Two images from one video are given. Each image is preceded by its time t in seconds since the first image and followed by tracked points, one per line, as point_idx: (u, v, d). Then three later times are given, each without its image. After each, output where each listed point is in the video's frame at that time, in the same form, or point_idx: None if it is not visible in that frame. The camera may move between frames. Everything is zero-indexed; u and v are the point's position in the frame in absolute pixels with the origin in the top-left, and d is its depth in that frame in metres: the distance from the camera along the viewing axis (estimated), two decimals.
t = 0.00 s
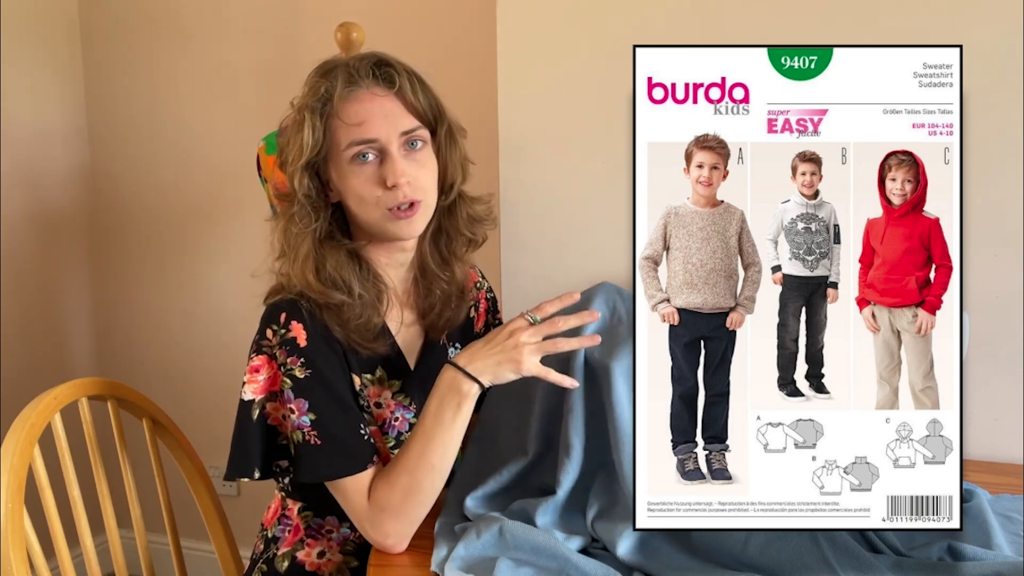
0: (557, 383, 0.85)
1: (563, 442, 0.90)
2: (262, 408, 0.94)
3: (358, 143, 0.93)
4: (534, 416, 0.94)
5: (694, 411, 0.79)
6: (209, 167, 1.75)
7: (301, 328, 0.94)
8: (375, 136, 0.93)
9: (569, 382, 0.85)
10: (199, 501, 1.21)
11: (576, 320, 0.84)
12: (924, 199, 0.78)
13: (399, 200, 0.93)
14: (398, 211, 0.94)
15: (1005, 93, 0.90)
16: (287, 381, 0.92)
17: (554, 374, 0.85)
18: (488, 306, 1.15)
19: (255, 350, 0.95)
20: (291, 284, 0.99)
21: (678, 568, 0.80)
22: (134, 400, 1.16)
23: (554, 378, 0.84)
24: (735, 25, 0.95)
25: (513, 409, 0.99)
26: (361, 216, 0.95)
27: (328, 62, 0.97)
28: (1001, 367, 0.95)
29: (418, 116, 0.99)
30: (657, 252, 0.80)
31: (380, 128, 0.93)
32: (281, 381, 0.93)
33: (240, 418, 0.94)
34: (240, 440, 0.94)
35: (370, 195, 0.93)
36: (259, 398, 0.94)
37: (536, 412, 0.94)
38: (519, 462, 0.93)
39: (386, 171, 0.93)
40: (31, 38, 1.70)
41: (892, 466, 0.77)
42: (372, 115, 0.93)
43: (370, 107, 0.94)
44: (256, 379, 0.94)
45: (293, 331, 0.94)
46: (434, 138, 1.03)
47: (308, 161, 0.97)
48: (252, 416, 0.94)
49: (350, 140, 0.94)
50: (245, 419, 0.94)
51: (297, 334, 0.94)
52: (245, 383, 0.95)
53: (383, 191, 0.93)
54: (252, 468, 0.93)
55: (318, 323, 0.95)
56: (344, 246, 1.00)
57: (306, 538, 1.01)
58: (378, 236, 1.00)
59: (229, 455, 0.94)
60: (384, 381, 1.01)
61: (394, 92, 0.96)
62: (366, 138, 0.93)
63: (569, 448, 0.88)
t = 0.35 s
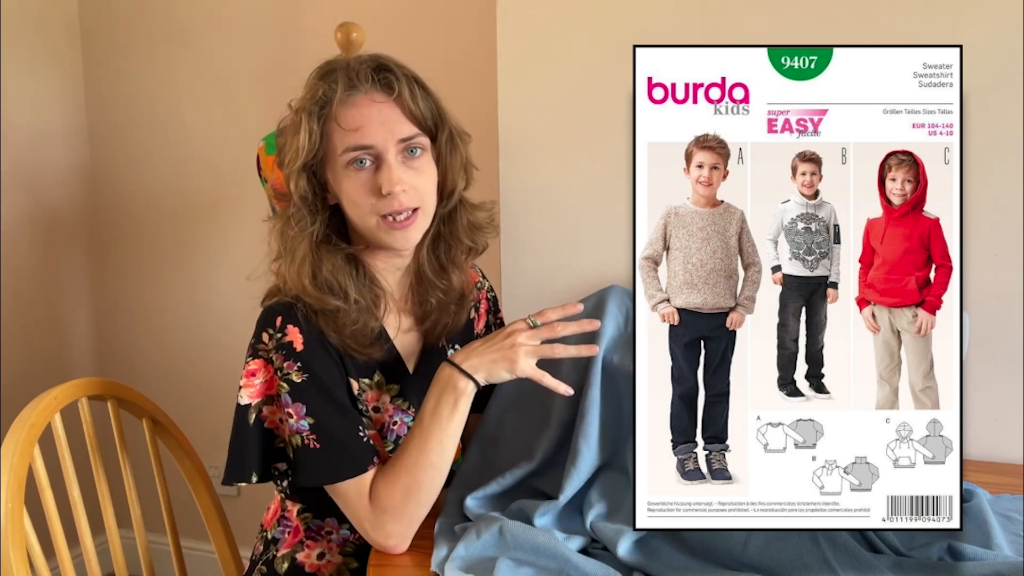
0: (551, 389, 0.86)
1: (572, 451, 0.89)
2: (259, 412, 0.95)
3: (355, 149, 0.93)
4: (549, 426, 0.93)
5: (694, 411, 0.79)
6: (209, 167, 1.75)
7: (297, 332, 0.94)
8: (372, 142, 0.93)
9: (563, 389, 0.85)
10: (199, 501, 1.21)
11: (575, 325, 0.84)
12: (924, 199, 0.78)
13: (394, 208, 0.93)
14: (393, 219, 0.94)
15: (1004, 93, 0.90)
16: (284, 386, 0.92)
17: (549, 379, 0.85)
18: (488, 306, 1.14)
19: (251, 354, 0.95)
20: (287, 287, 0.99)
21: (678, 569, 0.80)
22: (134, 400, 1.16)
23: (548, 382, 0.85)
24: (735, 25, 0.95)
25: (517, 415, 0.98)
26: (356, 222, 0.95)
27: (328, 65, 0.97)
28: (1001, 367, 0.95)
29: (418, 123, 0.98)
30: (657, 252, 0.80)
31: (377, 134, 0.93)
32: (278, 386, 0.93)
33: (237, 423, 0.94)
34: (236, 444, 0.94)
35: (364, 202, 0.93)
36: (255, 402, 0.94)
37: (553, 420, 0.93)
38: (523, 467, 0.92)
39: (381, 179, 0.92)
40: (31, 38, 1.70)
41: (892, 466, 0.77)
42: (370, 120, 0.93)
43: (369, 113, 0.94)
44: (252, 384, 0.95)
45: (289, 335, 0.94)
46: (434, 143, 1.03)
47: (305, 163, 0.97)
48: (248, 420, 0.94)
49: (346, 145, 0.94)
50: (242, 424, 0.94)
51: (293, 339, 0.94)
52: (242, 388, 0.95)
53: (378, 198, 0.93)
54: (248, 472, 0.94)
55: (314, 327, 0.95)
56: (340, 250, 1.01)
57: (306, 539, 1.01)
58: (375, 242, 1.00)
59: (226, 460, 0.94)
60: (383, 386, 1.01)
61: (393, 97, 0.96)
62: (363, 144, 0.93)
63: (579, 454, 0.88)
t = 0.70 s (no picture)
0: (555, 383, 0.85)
1: (569, 455, 0.89)
2: (259, 414, 0.95)
3: (393, 150, 0.90)
4: (548, 428, 0.93)
5: (694, 411, 0.79)
6: (209, 167, 1.74)
7: (297, 333, 0.94)
8: (411, 144, 0.91)
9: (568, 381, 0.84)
10: (199, 501, 1.21)
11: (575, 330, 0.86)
12: (924, 199, 0.78)
13: (429, 210, 0.93)
14: (426, 219, 0.93)
15: (1004, 93, 0.90)
16: (285, 387, 0.92)
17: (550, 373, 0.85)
18: (488, 306, 1.14)
19: (251, 354, 0.96)
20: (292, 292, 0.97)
21: (678, 568, 0.80)
22: (134, 400, 1.16)
23: (551, 376, 0.84)
24: (734, 25, 0.95)
25: (518, 416, 0.98)
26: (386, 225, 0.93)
27: (354, 63, 0.94)
28: (1001, 368, 0.95)
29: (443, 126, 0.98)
30: (657, 252, 0.80)
31: (414, 135, 0.91)
32: (278, 387, 0.93)
33: (236, 424, 0.94)
34: (235, 446, 0.94)
35: (398, 205, 0.92)
36: (255, 403, 0.95)
37: (551, 421, 0.93)
38: (523, 469, 0.92)
39: (420, 182, 0.91)
40: (31, 38, 1.70)
41: (891, 466, 0.77)
42: (410, 121, 0.91)
43: (407, 114, 0.91)
44: (252, 385, 0.95)
45: (290, 335, 0.94)
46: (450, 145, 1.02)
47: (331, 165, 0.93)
48: (248, 421, 0.94)
49: (384, 147, 0.91)
50: (241, 424, 0.94)
51: (294, 339, 0.94)
52: (242, 389, 0.95)
53: (413, 200, 0.92)
54: (247, 474, 0.94)
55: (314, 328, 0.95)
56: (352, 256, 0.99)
57: (305, 541, 1.01)
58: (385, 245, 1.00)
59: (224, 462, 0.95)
60: (383, 386, 1.01)
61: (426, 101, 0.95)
62: (404, 145, 0.90)
63: (576, 458, 0.88)
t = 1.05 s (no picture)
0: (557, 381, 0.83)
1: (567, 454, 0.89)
2: (262, 412, 0.95)
3: (453, 150, 0.91)
4: (548, 425, 0.93)
5: (694, 411, 0.79)
6: (209, 167, 1.74)
7: (302, 332, 0.94)
8: (465, 144, 0.92)
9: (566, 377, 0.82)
10: (199, 502, 1.21)
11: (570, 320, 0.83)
12: (924, 199, 0.78)
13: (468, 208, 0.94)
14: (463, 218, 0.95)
15: (1004, 93, 0.90)
16: (288, 385, 0.92)
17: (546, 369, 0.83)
18: (489, 306, 1.13)
19: (255, 352, 0.95)
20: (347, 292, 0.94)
21: (678, 569, 0.80)
22: (134, 400, 1.16)
23: (548, 373, 0.83)
24: (734, 26, 0.95)
25: (519, 413, 0.99)
26: (434, 224, 0.92)
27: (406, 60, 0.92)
28: (1001, 368, 0.95)
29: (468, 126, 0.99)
30: (657, 252, 0.80)
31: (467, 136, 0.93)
32: (282, 385, 0.93)
33: (240, 422, 0.94)
34: (239, 444, 0.94)
35: (454, 205, 0.92)
36: (259, 402, 0.94)
37: (549, 419, 0.94)
38: (522, 467, 0.92)
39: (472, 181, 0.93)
40: (31, 38, 1.70)
41: (892, 466, 0.77)
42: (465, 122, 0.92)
43: (462, 114, 0.92)
44: (256, 382, 0.94)
45: (294, 334, 0.93)
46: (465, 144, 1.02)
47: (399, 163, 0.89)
48: (252, 419, 0.94)
49: (446, 146, 0.90)
50: (245, 424, 0.94)
51: (298, 338, 0.93)
52: (245, 387, 0.95)
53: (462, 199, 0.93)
54: (251, 473, 0.94)
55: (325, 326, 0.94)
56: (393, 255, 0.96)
57: (306, 541, 1.01)
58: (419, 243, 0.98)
59: (229, 459, 0.95)
60: (388, 384, 1.00)
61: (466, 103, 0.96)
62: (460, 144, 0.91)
63: (574, 458, 0.88)
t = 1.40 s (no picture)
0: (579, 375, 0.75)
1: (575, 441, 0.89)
2: (269, 407, 0.94)
3: (394, 135, 0.89)
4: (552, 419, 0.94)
5: (694, 411, 0.79)
6: (209, 167, 1.75)
7: (308, 328, 0.93)
8: (412, 129, 0.89)
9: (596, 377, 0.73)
10: (199, 501, 1.21)
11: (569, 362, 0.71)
12: (924, 199, 0.78)
13: (428, 197, 0.90)
14: (424, 209, 0.91)
15: (1004, 93, 0.90)
16: (292, 381, 0.91)
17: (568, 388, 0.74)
18: (493, 306, 1.08)
19: (261, 347, 0.94)
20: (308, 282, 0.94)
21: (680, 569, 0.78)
22: (134, 400, 1.16)
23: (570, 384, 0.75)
24: (734, 26, 0.95)
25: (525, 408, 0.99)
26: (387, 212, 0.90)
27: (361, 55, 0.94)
28: (1001, 368, 0.95)
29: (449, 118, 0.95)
30: (657, 252, 0.80)
31: (416, 120, 0.90)
32: (287, 381, 0.92)
33: (246, 417, 0.94)
34: (246, 439, 0.94)
35: (402, 193, 0.89)
36: (266, 396, 0.94)
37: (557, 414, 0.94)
38: (523, 457, 0.93)
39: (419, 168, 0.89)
40: (31, 38, 1.70)
41: (891, 466, 0.77)
42: (413, 108, 0.90)
43: (408, 100, 0.90)
44: (263, 377, 0.94)
45: (299, 329, 0.92)
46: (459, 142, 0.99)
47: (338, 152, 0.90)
48: (259, 413, 0.94)
49: (386, 131, 0.89)
50: (253, 415, 0.94)
51: (303, 333, 0.92)
52: (253, 382, 0.94)
53: (416, 187, 0.89)
54: (259, 466, 0.94)
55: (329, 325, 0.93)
56: (363, 248, 0.95)
57: (306, 540, 1.01)
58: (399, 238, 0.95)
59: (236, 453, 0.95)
60: (393, 382, 0.97)
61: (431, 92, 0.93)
62: (403, 128, 0.89)
63: (581, 444, 0.88)
